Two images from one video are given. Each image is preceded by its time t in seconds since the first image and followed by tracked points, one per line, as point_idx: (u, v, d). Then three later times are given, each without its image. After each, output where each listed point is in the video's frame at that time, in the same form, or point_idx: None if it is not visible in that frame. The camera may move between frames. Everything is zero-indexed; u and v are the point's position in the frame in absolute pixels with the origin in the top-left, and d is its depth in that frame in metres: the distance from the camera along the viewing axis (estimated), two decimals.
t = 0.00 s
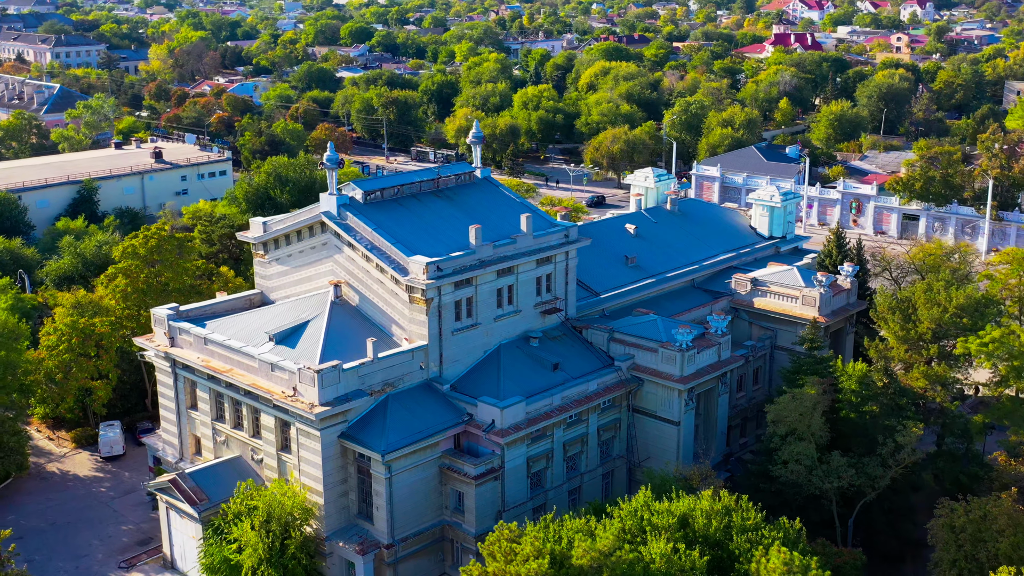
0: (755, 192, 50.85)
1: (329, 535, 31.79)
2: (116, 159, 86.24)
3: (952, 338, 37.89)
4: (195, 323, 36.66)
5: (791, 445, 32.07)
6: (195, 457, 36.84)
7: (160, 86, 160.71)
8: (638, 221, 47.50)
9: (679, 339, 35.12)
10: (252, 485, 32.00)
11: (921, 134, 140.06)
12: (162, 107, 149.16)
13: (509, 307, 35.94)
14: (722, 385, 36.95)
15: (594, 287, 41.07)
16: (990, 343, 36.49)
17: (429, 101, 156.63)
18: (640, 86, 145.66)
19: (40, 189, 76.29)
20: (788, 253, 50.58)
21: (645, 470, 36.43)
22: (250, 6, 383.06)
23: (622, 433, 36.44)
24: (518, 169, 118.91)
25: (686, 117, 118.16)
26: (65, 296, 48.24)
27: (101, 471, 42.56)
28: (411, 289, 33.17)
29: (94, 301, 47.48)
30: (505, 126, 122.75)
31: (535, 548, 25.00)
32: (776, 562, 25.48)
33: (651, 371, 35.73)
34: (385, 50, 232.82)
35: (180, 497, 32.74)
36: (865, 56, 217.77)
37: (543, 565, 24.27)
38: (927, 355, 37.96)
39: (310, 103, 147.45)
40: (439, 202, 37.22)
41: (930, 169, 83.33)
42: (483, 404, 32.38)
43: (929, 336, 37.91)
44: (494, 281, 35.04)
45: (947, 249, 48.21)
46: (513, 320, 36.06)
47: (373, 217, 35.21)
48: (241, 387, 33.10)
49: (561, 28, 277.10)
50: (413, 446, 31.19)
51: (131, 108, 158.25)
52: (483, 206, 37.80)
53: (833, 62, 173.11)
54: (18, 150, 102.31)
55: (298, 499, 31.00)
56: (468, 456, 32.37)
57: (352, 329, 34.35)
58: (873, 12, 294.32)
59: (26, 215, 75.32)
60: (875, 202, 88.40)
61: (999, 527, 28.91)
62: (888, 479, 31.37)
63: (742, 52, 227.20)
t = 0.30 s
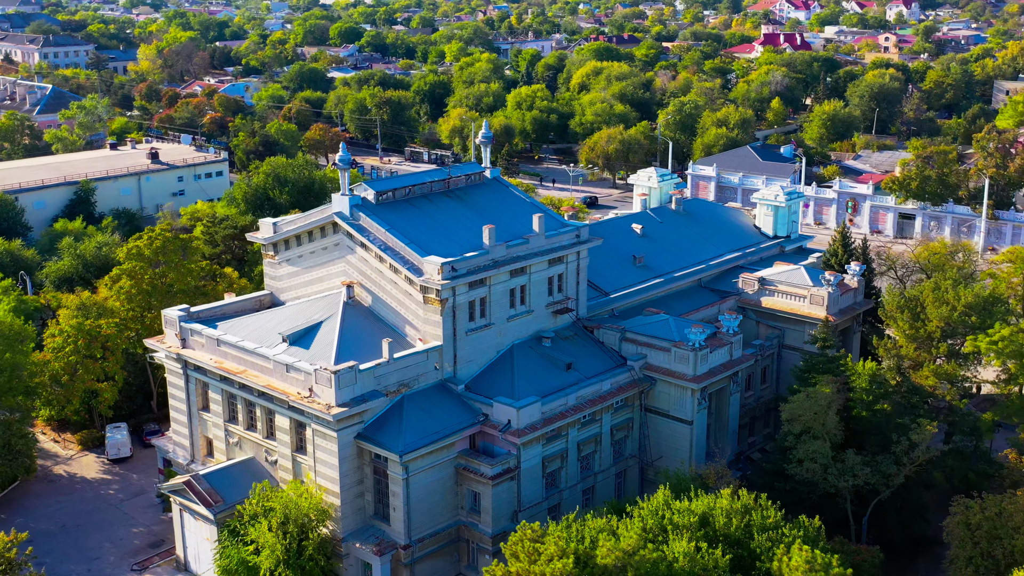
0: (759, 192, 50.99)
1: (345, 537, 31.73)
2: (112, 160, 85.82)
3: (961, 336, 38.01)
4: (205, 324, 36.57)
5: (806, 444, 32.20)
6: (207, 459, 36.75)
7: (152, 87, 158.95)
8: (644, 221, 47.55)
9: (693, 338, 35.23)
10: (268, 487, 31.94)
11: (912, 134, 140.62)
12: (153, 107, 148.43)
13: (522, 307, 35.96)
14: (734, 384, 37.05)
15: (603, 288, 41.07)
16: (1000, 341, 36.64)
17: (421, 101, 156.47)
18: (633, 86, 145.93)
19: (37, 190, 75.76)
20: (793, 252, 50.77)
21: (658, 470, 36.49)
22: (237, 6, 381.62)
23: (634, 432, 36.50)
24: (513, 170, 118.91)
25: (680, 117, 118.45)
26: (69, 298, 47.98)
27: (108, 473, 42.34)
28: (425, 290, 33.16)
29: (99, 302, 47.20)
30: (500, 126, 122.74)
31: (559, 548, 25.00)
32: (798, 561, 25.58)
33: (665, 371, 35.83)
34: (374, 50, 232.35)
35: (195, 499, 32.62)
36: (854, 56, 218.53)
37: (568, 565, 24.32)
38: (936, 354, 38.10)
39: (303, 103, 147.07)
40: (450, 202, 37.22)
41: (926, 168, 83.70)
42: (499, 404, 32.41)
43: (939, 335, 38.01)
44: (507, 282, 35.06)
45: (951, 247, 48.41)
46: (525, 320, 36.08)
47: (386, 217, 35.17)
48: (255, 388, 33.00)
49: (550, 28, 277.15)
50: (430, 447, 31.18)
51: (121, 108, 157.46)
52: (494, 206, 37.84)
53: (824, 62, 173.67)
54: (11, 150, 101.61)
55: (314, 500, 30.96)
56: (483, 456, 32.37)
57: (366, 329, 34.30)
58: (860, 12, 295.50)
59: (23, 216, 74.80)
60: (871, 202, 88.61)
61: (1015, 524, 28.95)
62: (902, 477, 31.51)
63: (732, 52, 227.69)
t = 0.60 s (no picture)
0: (763, 191, 51.08)
1: (360, 537, 31.71)
2: (108, 161, 85.40)
3: (969, 334, 38.19)
4: (216, 325, 36.48)
5: (820, 443, 32.37)
6: (218, 460, 36.65)
7: (142, 87, 157.30)
8: (650, 221, 47.61)
9: (704, 337, 35.34)
10: (283, 488, 31.89)
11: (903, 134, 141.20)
12: (143, 108, 147.68)
13: (533, 307, 35.99)
14: (745, 383, 37.17)
15: (612, 287, 41.11)
16: (1008, 339, 36.82)
17: (413, 101, 156.22)
18: (625, 86, 146.12)
19: (33, 191, 75.20)
20: (796, 252, 50.97)
21: (670, 469, 36.57)
22: (223, 6, 380.35)
23: (645, 432, 36.60)
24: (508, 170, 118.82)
25: (674, 117, 118.70)
26: (73, 299, 47.72)
27: (115, 475, 42.18)
28: (438, 290, 33.15)
29: (102, 304, 46.95)
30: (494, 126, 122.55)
31: (582, 547, 25.08)
32: (820, 559, 25.70)
33: (676, 370, 35.92)
34: (363, 50, 231.76)
35: (209, 500, 32.51)
36: (842, 56, 219.19)
37: (592, 564, 24.39)
38: (944, 352, 38.53)
39: (295, 103, 146.59)
40: (460, 202, 37.22)
41: (922, 168, 84.08)
42: (513, 404, 32.43)
43: (947, 333, 38.36)
44: (520, 282, 35.08)
45: (954, 246, 48.67)
46: (537, 320, 36.11)
47: (397, 217, 35.16)
48: (269, 389, 32.94)
49: (538, 28, 277.07)
50: (446, 447, 31.18)
51: (111, 109, 156.58)
52: (504, 206, 37.86)
53: (814, 62, 174.17)
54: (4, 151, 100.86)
55: (330, 501, 30.89)
56: (498, 456, 32.39)
57: (379, 330, 34.27)
58: (846, 11, 296.49)
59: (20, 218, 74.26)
60: (867, 201, 89.44)
61: None
62: (915, 475, 31.67)
63: (720, 52, 228.02)
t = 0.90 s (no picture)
0: (765, 190, 51.30)
1: (375, 538, 31.67)
2: (103, 162, 84.98)
3: (975, 332, 38.36)
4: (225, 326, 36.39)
5: (832, 441, 32.53)
6: (228, 462, 36.58)
7: (132, 87, 156.89)
8: (654, 220, 47.73)
9: (715, 336, 35.48)
10: (297, 489, 31.83)
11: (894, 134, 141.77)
12: (134, 108, 147.02)
13: (544, 307, 36.04)
14: (754, 382, 37.32)
15: (620, 287, 41.16)
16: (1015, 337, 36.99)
17: (405, 101, 156.08)
18: (617, 86, 146.38)
19: (29, 192, 74.70)
20: (799, 251, 51.23)
21: (680, 468, 36.68)
22: (210, 7, 378.94)
23: (655, 431, 36.71)
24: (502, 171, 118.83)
25: (667, 117, 119.01)
26: (77, 300, 47.48)
27: (121, 477, 41.98)
28: (451, 290, 33.15)
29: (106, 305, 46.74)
30: (488, 126, 122.42)
31: (602, 546, 25.13)
32: (839, 556, 25.82)
33: (687, 370, 36.04)
34: (352, 51, 231.32)
35: (221, 502, 32.40)
36: (830, 56, 219.98)
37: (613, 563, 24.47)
38: (951, 350, 38.44)
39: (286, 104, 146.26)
40: (470, 202, 37.24)
41: (917, 167, 84.46)
42: (527, 404, 32.48)
43: (954, 331, 38.28)
44: (531, 282, 35.13)
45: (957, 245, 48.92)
46: (547, 320, 36.17)
47: (408, 217, 35.16)
48: (281, 390, 32.88)
49: (526, 28, 277.02)
50: (461, 447, 31.20)
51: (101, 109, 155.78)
52: (513, 206, 37.91)
53: (804, 62, 174.74)
54: None
55: (344, 502, 30.87)
56: (512, 456, 32.43)
57: (391, 330, 34.25)
58: (832, 11, 297.67)
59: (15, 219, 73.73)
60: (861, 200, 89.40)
61: None
62: (926, 472, 31.83)
63: (709, 52, 228.50)
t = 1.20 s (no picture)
0: (767, 190, 51.52)
1: (388, 538, 31.65)
2: (97, 163, 84.51)
3: (981, 330, 38.58)
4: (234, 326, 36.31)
5: (843, 439, 32.74)
6: (237, 463, 36.51)
7: (121, 87, 156.17)
8: (657, 220, 47.82)
9: (724, 335, 35.65)
10: (309, 490, 31.82)
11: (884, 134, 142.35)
12: (123, 109, 146.22)
13: (553, 306, 36.08)
14: (762, 381, 37.49)
15: (626, 287, 41.23)
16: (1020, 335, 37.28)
17: (396, 101, 155.87)
18: (609, 86, 146.58)
19: (24, 193, 74.21)
20: (801, 250, 51.47)
21: (689, 467, 36.82)
22: (196, 6, 377.31)
23: (665, 430, 36.83)
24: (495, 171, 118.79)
25: (661, 117, 119.24)
26: (80, 301, 47.19)
27: (127, 479, 41.83)
28: (462, 290, 33.17)
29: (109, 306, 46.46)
30: (481, 126, 122.33)
31: (622, 545, 25.22)
32: (855, 552, 25.96)
33: (696, 368, 36.18)
34: (341, 51, 230.76)
35: (233, 503, 32.31)
36: (818, 56, 220.61)
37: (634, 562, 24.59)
38: (956, 348, 38.66)
39: (278, 104, 145.73)
40: (478, 202, 37.26)
41: (911, 167, 84.94)
42: (539, 404, 32.54)
43: (959, 329, 38.55)
44: (540, 282, 35.18)
45: (958, 244, 49.27)
46: (557, 320, 36.22)
47: (418, 217, 35.16)
48: (293, 391, 32.83)
49: (515, 28, 276.75)
50: (475, 447, 31.23)
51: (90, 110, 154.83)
52: (521, 206, 37.97)
53: (793, 62, 175.23)
54: None
55: (357, 503, 30.88)
56: (524, 455, 32.50)
57: (401, 330, 34.24)
58: (818, 11, 298.63)
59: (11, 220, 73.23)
60: (856, 200, 89.52)
61: None
62: (937, 468, 32.07)
63: (698, 52, 228.87)
